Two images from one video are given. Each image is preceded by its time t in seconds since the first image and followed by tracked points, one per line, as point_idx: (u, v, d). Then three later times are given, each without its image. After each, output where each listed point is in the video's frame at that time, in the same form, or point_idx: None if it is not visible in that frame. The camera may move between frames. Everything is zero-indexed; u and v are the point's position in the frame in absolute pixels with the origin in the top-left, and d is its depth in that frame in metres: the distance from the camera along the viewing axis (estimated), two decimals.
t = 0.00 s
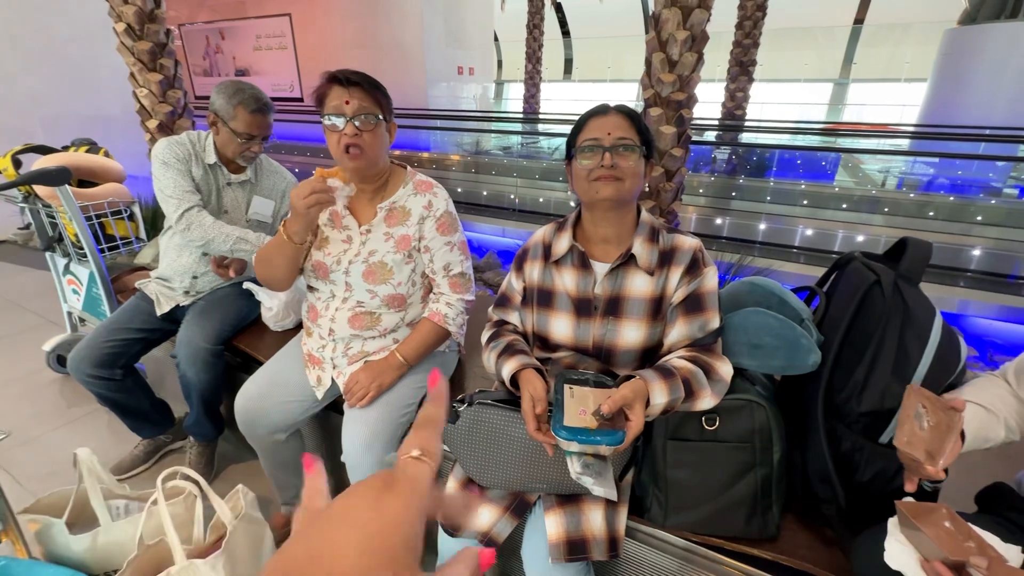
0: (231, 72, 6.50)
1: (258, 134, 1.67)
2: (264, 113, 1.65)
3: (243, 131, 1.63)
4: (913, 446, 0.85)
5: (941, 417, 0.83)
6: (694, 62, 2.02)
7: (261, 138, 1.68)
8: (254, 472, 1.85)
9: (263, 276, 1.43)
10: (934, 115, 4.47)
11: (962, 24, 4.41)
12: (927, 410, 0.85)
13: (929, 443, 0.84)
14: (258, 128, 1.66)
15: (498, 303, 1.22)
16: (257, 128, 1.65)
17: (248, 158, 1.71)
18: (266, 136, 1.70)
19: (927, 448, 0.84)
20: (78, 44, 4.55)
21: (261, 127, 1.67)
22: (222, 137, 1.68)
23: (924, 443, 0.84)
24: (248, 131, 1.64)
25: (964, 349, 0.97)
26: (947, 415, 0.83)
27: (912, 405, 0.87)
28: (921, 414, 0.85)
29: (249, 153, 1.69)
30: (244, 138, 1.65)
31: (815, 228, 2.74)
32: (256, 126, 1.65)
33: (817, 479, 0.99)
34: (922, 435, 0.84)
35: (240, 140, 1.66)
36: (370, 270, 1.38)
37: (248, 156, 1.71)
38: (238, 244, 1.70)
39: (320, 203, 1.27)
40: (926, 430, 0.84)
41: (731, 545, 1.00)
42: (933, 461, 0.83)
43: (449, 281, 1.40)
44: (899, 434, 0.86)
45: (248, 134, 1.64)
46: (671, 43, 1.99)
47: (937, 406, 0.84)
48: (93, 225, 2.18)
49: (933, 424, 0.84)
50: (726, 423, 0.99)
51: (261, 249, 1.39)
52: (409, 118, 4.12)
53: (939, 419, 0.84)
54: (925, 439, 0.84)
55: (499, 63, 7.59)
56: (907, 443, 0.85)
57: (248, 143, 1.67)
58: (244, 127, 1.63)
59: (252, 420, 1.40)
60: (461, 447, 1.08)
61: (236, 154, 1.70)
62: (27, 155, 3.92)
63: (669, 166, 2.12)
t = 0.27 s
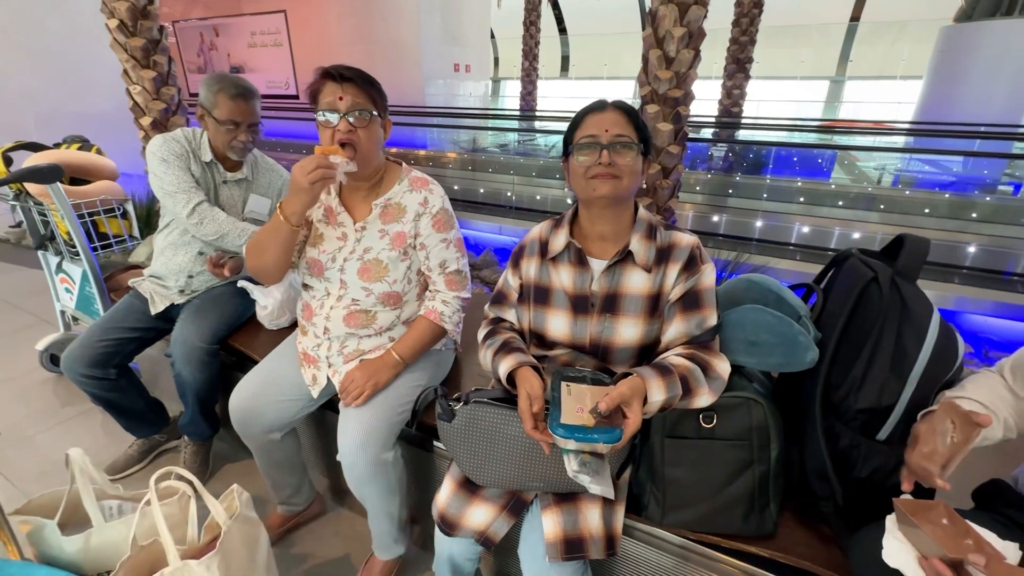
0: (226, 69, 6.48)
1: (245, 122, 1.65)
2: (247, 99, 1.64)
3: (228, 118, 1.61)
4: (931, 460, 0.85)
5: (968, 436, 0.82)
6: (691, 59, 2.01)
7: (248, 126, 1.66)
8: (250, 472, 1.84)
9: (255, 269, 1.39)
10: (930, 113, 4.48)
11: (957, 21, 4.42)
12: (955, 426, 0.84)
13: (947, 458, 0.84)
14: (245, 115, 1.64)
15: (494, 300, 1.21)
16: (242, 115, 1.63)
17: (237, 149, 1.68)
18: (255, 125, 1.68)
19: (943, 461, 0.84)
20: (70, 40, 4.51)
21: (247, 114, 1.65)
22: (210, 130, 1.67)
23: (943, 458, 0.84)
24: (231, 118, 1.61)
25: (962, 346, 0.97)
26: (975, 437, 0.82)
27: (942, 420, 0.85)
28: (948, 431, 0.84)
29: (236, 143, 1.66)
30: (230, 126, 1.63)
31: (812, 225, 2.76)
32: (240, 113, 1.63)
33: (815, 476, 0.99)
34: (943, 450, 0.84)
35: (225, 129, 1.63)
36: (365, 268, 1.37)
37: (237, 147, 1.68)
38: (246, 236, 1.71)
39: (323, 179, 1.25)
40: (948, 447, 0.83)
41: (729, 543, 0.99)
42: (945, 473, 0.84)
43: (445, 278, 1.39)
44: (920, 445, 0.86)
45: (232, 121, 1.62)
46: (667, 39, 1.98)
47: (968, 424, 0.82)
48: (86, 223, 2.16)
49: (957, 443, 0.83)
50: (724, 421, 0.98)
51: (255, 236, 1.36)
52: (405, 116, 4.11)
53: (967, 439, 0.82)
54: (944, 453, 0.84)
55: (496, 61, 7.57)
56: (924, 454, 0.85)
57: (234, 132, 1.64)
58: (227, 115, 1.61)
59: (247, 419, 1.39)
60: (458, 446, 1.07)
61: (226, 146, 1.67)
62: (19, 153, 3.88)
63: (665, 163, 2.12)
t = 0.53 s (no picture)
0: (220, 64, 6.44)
1: (223, 107, 1.62)
2: (223, 83, 1.61)
3: (202, 103, 1.59)
4: (931, 451, 0.85)
5: (967, 425, 0.83)
6: (688, 54, 2.00)
7: (226, 111, 1.63)
8: (245, 470, 1.82)
9: (248, 263, 1.37)
10: (925, 109, 4.49)
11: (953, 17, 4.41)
12: (953, 416, 0.85)
13: (948, 449, 0.83)
14: (223, 100, 1.61)
15: (491, 297, 1.20)
16: (222, 100, 1.61)
17: (216, 136, 1.63)
18: (233, 110, 1.65)
19: (945, 453, 0.84)
20: (60, 34, 4.45)
21: (224, 99, 1.62)
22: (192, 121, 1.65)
23: (944, 449, 0.84)
24: (207, 103, 1.59)
25: (959, 343, 0.96)
26: (972, 423, 0.83)
27: (938, 409, 0.86)
28: (946, 420, 0.85)
29: (214, 129, 1.62)
30: (206, 111, 1.60)
31: (807, 222, 2.76)
32: (220, 98, 1.61)
33: (813, 473, 0.99)
34: (943, 440, 0.84)
35: (202, 113, 1.60)
36: (360, 264, 1.36)
37: (216, 135, 1.64)
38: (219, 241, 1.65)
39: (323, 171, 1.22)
40: (948, 436, 0.84)
41: (726, 540, 0.99)
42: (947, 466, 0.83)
43: (441, 275, 1.37)
44: (920, 438, 0.86)
45: (207, 105, 1.59)
46: (664, 35, 1.97)
47: (965, 414, 0.84)
48: (77, 220, 2.13)
49: (956, 431, 0.84)
50: (723, 418, 0.98)
51: (248, 231, 1.34)
52: (400, 112, 4.08)
53: (963, 426, 0.83)
54: (945, 444, 0.84)
55: (492, 56, 7.53)
56: (924, 446, 0.85)
57: (212, 117, 1.61)
58: (203, 99, 1.59)
59: (241, 417, 1.38)
60: (454, 444, 1.06)
61: (208, 135, 1.64)
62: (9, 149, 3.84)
63: (662, 159, 2.10)
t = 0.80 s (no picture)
0: (216, 62, 6.42)
1: (199, 99, 1.59)
2: (198, 75, 1.58)
3: (178, 96, 1.57)
4: (946, 456, 0.84)
5: (978, 428, 0.83)
6: (687, 53, 1.99)
7: (203, 104, 1.60)
8: (241, 470, 1.81)
9: (244, 262, 1.36)
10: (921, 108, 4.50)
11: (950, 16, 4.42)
12: (965, 419, 0.85)
13: (959, 452, 0.84)
14: (198, 92, 1.59)
15: (489, 296, 1.19)
16: (199, 92, 1.59)
17: (195, 129, 1.61)
18: (210, 102, 1.62)
19: (957, 457, 0.84)
20: (55, 31, 4.41)
21: (200, 92, 1.60)
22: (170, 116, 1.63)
23: (957, 452, 0.84)
24: (183, 95, 1.57)
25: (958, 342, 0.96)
26: (983, 426, 0.83)
27: (951, 412, 0.86)
28: (959, 423, 0.85)
29: (192, 122, 1.60)
30: (182, 104, 1.58)
31: (805, 221, 2.76)
32: (197, 90, 1.59)
33: (814, 473, 0.98)
34: (956, 444, 0.84)
35: (180, 107, 1.58)
36: (357, 263, 1.35)
37: (193, 127, 1.61)
38: (124, 238, 1.61)
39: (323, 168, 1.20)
40: (961, 440, 0.84)
41: (727, 541, 0.98)
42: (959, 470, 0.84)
43: (439, 274, 1.36)
44: (934, 442, 0.86)
45: (183, 99, 1.57)
46: (663, 33, 1.96)
47: (976, 416, 0.84)
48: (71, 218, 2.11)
49: (969, 434, 0.84)
50: (723, 418, 0.97)
51: (245, 228, 1.33)
52: (398, 110, 4.06)
53: (975, 430, 0.84)
54: (959, 447, 0.84)
55: (489, 54, 7.51)
56: (939, 451, 0.85)
57: (188, 110, 1.59)
58: (178, 92, 1.57)
59: (238, 418, 1.36)
60: (453, 445, 1.05)
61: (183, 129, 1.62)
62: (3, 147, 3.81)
63: (660, 157, 2.10)
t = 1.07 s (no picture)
0: (217, 61, 6.43)
1: (165, 92, 1.56)
2: (162, 67, 1.56)
3: (143, 89, 1.55)
4: (950, 453, 0.84)
5: (979, 423, 0.83)
6: (687, 52, 1.99)
7: (169, 97, 1.57)
8: (241, 469, 1.81)
9: (245, 260, 1.36)
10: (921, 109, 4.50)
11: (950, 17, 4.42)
12: (966, 415, 0.84)
13: (963, 449, 0.84)
14: (164, 85, 1.56)
15: (489, 294, 1.20)
16: (165, 84, 1.56)
17: (163, 123, 1.57)
18: (178, 95, 1.59)
19: (961, 454, 0.84)
20: (55, 30, 4.42)
21: (166, 85, 1.57)
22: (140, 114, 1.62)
23: (960, 449, 0.84)
24: (150, 88, 1.55)
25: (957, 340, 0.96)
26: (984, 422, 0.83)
27: (952, 409, 0.85)
28: (959, 419, 0.84)
29: (160, 115, 1.57)
30: (148, 98, 1.55)
31: (804, 221, 2.76)
32: (163, 83, 1.56)
33: (813, 471, 0.99)
34: (958, 440, 0.84)
35: (146, 100, 1.56)
36: (357, 261, 1.35)
37: (159, 121, 1.57)
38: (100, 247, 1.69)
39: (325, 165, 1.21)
40: (964, 436, 0.83)
41: (726, 539, 0.99)
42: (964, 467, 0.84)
43: (439, 272, 1.36)
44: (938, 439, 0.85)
45: (148, 92, 1.55)
46: (663, 33, 1.97)
47: (975, 411, 0.83)
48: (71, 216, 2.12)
49: (971, 430, 0.83)
50: (722, 416, 0.97)
51: (246, 228, 1.33)
52: (398, 110, 4.07)
53: (977, 425, 0.83)
54: (963, 444, 0.83)
55: (490, 54, 7.51)
56: (943, 449, 0.85)
57: (155, 103, 1.56)
58: (143, 86, 1.55)
59: (238, 416, 1.37)
60: (452, 443, 1.06)
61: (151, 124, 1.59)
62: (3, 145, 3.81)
63: (660, 157, 2.10)
